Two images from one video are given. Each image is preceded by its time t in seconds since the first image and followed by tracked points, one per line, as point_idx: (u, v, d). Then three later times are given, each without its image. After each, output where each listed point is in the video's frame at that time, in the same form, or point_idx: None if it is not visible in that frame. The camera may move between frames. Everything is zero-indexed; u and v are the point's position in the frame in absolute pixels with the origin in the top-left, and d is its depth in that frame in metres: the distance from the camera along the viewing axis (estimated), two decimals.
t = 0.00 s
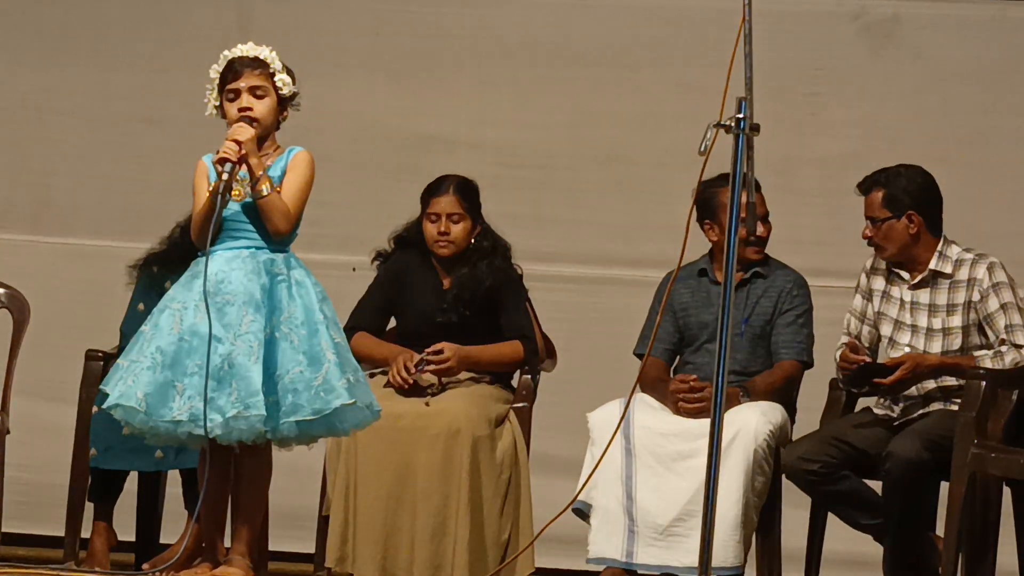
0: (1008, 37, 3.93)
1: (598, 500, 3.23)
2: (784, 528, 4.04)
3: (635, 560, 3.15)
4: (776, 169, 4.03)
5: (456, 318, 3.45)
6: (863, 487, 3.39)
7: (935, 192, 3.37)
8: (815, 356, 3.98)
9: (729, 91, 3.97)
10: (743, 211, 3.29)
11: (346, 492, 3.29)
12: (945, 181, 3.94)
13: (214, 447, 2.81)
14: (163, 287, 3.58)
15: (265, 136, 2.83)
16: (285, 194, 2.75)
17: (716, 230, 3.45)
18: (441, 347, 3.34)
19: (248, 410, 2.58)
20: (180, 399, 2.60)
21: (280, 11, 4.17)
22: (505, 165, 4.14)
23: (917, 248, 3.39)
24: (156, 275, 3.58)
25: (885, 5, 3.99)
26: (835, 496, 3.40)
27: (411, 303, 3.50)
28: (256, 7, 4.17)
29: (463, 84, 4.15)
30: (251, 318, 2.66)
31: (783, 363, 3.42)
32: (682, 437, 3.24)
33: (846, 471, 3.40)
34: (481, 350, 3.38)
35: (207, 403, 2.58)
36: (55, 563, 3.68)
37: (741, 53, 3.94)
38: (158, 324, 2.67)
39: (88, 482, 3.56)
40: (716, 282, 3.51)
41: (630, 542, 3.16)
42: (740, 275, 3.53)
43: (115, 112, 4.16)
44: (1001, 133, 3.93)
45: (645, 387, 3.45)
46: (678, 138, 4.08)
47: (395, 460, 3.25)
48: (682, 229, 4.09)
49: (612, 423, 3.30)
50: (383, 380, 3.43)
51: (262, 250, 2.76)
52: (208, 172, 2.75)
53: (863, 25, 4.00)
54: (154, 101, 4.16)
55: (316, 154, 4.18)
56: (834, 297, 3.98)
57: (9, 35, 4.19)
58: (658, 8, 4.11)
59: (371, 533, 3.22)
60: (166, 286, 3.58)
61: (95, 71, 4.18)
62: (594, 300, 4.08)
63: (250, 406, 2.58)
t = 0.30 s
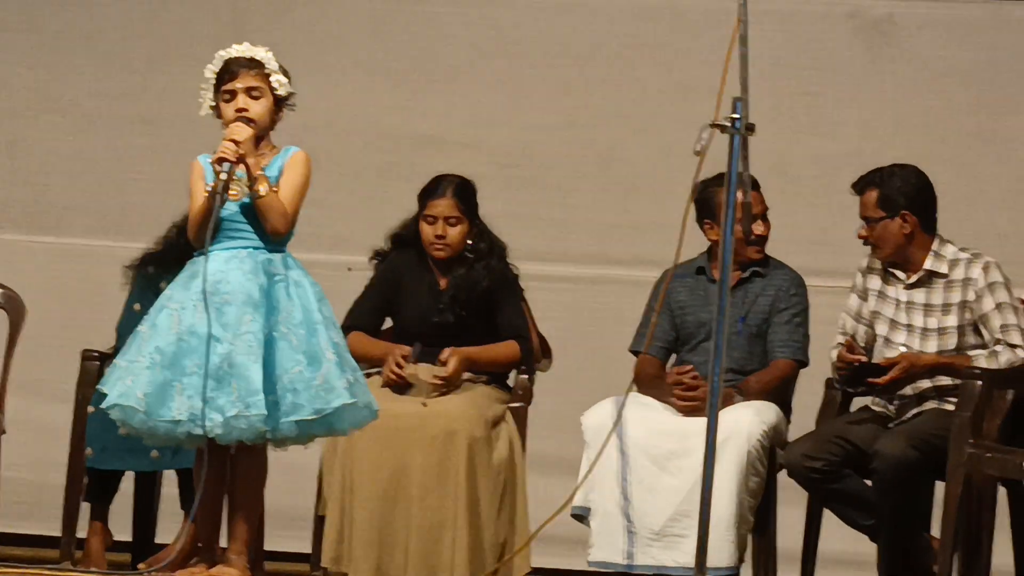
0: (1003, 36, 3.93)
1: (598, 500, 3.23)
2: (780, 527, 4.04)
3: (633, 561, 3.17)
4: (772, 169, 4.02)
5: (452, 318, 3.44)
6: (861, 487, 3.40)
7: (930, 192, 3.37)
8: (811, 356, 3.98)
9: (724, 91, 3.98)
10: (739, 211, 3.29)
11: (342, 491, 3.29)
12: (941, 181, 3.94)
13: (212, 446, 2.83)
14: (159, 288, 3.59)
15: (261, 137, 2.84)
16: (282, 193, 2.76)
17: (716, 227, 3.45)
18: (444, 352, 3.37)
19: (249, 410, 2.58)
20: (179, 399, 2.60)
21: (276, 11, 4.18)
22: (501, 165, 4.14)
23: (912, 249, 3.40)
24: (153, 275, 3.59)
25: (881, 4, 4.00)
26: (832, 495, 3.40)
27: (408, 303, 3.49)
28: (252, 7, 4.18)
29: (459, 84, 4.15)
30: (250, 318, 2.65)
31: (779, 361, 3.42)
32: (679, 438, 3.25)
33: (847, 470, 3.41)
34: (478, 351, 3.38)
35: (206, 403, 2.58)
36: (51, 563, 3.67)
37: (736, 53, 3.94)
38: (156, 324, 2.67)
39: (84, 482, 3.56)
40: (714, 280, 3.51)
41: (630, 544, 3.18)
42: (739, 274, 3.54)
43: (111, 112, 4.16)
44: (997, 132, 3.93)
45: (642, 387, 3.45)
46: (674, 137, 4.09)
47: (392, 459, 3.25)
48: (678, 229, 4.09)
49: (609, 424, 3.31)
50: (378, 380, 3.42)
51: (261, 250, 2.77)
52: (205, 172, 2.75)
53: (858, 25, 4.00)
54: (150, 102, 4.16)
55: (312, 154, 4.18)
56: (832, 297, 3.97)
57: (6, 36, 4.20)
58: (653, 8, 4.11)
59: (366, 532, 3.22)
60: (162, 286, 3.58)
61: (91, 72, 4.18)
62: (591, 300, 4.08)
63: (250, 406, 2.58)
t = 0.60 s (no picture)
0: (986, 38, 3.97)
1: (586, 499, 3.26)
2: (766, 526, 4.06)
3: (623, 561, 3.21)
4: (758, 170, 4.04)
5: (440, 318, 3.47)
6: (838, 486, 3.44)
7: (911, 195, 3.39)
8: (797, 356, 4.00)
9: (710, 93, 4.01)
10: (724, 212, 3.32)
11: (329, 489, 3.30)
12: (926, 181, 3.97)
13: (201, 445, 2.85)
14: (148, 288, 3.62)
15: (250, 137, 2.86)
16: (271, 194, 2.78)
17: (702, 230, 3.47)
18: (425, 349, 3.40)
19: (239, 411, 2.60)
20: (169, 399, 2.62)
21: (265, 12, 4.20)
22: (489, 166, 4.17)
23: (896, 251, 3.42)
24: (142, 276, 3.61)
25: (865, 7, 4.03)
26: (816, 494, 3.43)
27: (395, 304, 3.53)
28: (241, 9, 4.20)
29: (447, 85, 4.18)
30: (239, 319, 2.68)
31: (766, 363, 3.45)
32: (667, 437, 3.28)
33: (826, 468, 3.45)
34: (466, 354, 3.42)
35: (196, 404, 2.61)
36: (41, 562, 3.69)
37: (722, 55, 3.98)
38: (145, 325, 2.70)
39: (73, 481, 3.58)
40: (699, 282, 3.53)
41: (619, 544, 3.21)
42: (725, 276, 3.56)
43: (101, 113, 4.18)
44: (981, 133, 3.96)
45: (629, 388, 3.47)
46: (661, 139, 4.12)
47: (380, 458, 3.28)
48: (664, 229, 4.11)
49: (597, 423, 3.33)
50: (367, 379, 3.45)
51: (248, 251, 2.79)
52: (194, 173, 2.78)
53: (842, 27, 4.04)
54: (140, 102, 4.17)
55: (300, 154, 4.20)
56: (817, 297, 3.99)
57: None
58: (639, 10, 4.14)
59: (353, 530, 3.25)
60: (151, 286, 3.61)
61: (81, 73, 4.20)
62: (577, 300, 4.10)
63: (240, 406, 2.60)
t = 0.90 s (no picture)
0: (976, 43, 4.02)
1: (583, 498, 3.32)
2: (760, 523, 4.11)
3: (620, 558, 3.26)
4: (751, 172, 4.10)
5: (437, 319, 3.52)
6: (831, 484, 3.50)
7: (893, 196, 3.46)
8: (790, 356, 4.06)
9: (705, 97, 4.06)
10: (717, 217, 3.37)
11: (330, 487, 3.37)
12: (917, 183, 4.02)
13: (201, 443, 2.92)
14: (152, 289, 3.67)
15: (251, 140, 2.93)
16: (270, 197, 2.84)
17: (697, 232, 3.50)
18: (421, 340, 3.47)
19: (236, 411, 2.66)
20: (168, 399, 2.68)
21: (265, 17, 4.25)
22: (486, 168, 4.22)
23: (882, 252, 3.48)
24: (146, 277, 3.67)
25: (857, 11, 4.08)
26: (809, 492, 3.49)
27: (393, 305, 3.59)
28: (242, 14, 4.25)
29: (445, 89, 4.24)
30: (237, 320, 2.74)
31: (759, 364, 3.50)
32: (661, 436, 3.34)
33: (816, 466, 3.51)
34: (461, 355, 3.47)
35: (196, 404, 2.66)
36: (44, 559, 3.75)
37: (717, 60, 4.03)
38: (145, 326, 2.75)
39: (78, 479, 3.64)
40: (694, 283, 3.60)
41: (614, 542, 3.27)
42: (720, 278, 3.62)
43: (103, 116, 4.23)
44: (971, 136, 4.02)
45: (624, 387, 3.53)
46: (656, 141, 4.17)
47: (379, 457, 3.34)
48: (660, 231, 4.16)
49: (593, 423, 3.39)
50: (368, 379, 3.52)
51: (246, 254, 2.85)
52: (194, 176, 2.84)
53: (835, 32, 4.09)
54: (141, 105, 4.22)
55: (300, 157, 4.25)
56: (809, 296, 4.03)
57: None
58: (634, 15, 4.20)
59: (353, 528, 3.31)
60: (154, 288, 3.67)
61: (83, 76, 4.24)
62: (574, 301, 4.16)
63: (238, 406, 2.66)
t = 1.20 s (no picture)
0: (967, 49, 4.09)
1: (581, 495, 3.40)
2: (757, 520, 4.18)
3: (617, 554, 3.33)
4: (747, 175, 4.16)
5: (438, 321, 3.59)
6: (828, 481, 3.57)
7: (879, 201, 3.61)
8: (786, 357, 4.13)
9: (702, 102, 4.13)
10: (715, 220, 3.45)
11: (335, 484, 3.45)
12: (910, 187, 4.09)
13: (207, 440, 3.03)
14: (159, 291, 3.75)
15: (255, 143, 3.01)
16: (271, 201, 2.92)
17: (696, 234, 3.57)
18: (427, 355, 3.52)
19: (231, 410, 2.74)
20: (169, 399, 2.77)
21: (268, 24, 4.32)
22: (486, 172, 4.29)
23: (869, 255, 3.64)
24: (154, 279, 3.75)
25: (851, 18, 4.14)
26: (806, 488, 3.56)
27: (395, 306, 3.66)
28: (246, 20, 4.31)
29: (446, 95, 4.31)
30: (236, 321, 2.83)
31: (756, 363, 3.57)
32: (655, 434, 3.41)
33: (816, 463, 3.58)
34: (464, 360, 3.55)
35: (194, 403, 2.75)
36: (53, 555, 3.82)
37: (713, 66, 4.10)
38: (150, 327, 2.86)
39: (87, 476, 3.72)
40: (692, 284, 3.67)
41: (612, 538, 3.34)
42: (717, 279, 3.69)
43: (110, 121, 4.30)
44: (962, 140, 4.09)
45: (623, 385, 3.60)
46: (654, 145, 4.24)
47: (382, 455, 3.42)
48: (658, 233, 4.23)
49: (590, 422, 3.48)
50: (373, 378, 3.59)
51: (249, 255, 2.94)
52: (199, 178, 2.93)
53: (829, 39, 4.15)
54: (148, 110, 4.29)
55: (303, 161, 4.32)
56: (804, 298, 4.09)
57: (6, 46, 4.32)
58: (632, 22, 4.27)
59: (356, 524, 3.39)
60: (162, 289, 3.74)
61: (91, 82, 4.31)
62: (574, 302, 4.23)
63: (233, 405, 2.74)
